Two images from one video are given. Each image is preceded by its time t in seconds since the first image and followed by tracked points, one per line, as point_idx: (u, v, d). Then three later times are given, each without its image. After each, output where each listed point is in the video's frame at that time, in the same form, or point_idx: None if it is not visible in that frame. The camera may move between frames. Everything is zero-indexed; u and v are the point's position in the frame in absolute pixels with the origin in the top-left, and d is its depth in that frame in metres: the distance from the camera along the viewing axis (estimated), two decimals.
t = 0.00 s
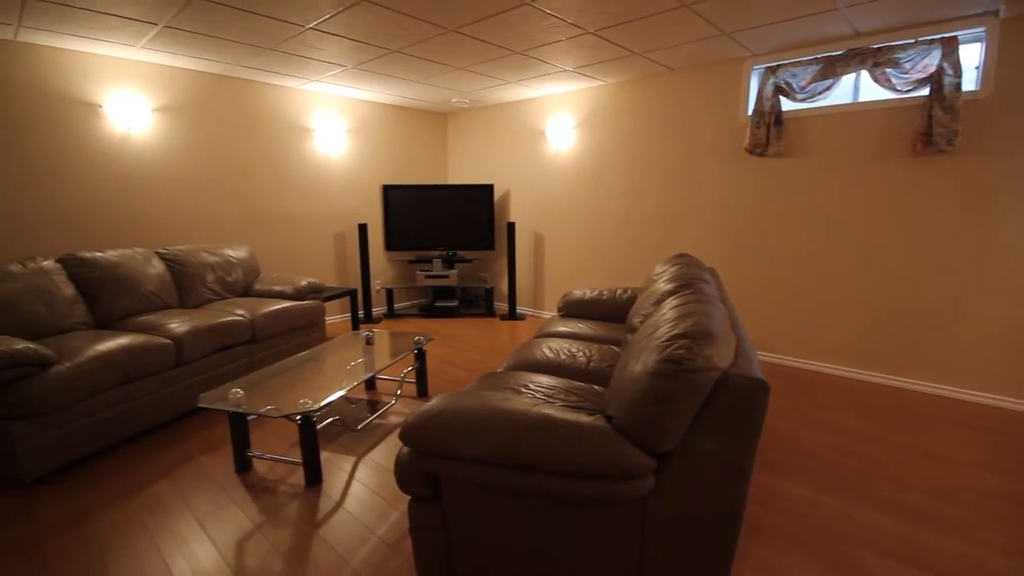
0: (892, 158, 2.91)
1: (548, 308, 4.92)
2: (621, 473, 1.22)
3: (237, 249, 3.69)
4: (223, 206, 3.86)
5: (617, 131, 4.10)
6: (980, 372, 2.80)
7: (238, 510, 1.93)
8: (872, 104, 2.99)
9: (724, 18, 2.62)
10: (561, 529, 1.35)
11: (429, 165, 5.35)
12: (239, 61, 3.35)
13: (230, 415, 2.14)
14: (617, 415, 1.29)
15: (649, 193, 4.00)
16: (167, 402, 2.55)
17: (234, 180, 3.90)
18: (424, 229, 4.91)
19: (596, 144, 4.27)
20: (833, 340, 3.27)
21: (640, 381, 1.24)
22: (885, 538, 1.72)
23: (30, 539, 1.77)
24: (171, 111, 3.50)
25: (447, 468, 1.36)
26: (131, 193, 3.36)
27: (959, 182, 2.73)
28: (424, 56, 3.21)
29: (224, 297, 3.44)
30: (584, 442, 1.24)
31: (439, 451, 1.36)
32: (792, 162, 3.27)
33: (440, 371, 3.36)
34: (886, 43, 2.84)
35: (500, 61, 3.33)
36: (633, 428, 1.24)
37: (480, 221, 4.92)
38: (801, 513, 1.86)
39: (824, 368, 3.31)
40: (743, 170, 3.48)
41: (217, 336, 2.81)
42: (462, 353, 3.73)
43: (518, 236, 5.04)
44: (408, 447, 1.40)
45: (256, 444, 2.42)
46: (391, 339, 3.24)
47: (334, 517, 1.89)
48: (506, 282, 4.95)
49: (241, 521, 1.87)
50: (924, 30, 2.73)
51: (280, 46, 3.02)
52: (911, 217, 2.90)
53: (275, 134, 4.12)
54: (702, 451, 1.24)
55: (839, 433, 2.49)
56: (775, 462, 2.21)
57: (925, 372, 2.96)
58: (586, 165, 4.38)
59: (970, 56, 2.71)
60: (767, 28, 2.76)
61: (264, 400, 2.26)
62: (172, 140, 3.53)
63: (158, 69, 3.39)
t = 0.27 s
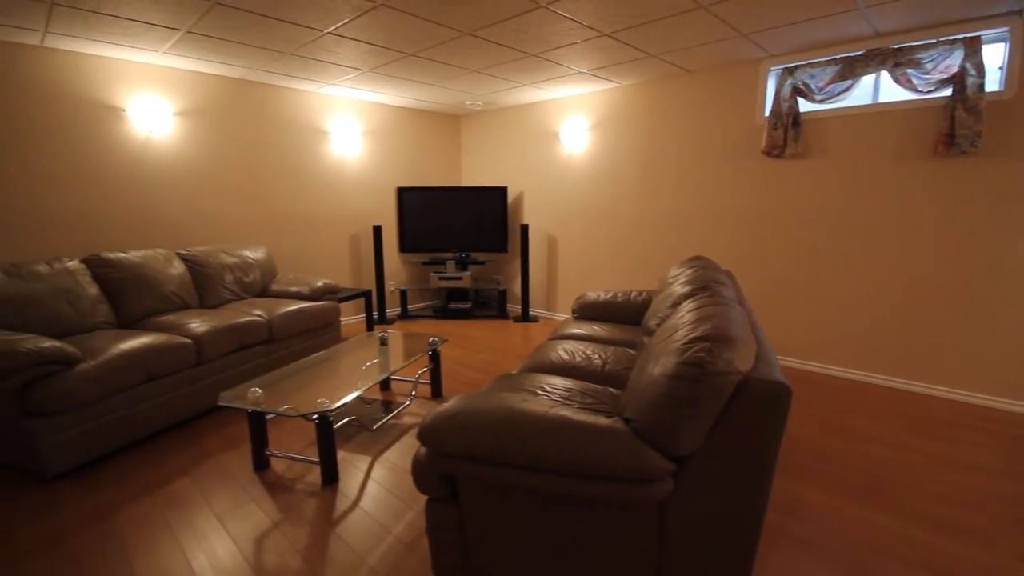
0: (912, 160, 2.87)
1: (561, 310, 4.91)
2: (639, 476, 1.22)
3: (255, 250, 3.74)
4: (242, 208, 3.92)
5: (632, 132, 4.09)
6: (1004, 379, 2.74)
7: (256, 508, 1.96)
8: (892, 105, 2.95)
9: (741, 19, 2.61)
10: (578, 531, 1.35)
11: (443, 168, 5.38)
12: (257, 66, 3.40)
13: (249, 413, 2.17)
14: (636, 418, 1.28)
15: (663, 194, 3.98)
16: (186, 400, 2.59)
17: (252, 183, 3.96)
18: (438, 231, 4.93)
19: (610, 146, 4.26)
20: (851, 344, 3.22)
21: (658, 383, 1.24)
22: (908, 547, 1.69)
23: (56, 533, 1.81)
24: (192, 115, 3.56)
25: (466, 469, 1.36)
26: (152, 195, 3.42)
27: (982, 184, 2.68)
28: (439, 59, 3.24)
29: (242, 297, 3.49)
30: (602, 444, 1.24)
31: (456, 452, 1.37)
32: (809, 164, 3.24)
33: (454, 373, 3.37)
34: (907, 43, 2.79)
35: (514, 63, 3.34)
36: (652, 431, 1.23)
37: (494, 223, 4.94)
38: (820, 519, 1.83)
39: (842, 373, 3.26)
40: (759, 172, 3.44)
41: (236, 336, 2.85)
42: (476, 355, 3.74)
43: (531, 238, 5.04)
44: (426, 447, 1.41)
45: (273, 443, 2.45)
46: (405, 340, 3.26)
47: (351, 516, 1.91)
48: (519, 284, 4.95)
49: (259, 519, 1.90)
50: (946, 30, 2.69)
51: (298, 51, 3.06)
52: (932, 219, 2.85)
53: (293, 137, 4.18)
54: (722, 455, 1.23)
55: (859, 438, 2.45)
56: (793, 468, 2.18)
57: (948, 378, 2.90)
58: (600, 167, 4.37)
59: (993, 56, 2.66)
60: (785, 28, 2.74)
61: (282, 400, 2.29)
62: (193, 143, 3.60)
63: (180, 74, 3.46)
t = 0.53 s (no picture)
0: (939, 159, 2.81)
1: (577, 311, 4.90)
2: (662, 478, 1.21)
3: (276, 250, 3.80)
4: (263, 208, 3.99)
5: (650, 133, 4.07)
6: None
7: (278, 503, 1.99)
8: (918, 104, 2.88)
9: (763, 17, 2.57)
10: (598, 531, 1.34)
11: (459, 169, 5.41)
12: (280, 68, 3.46)
13: (272, 410, 2.21)
14: (659, 419, 1.28)
15: (682, 195, 3.95)
16: (210, 397, 2.65)
17: (274, 183, 4.03)
18: (455, 231, 4.96)
19: (628, 146, 4.24)
20: (874, 347, 3.15)
21: (682, 385, 1.23)
22: (935, 555, 1.65)
23: (86, 524, 1.86)
24: (216, 117, 3.64)
25: (486, 468, 1.37)
26: (177, 196, 3.50)
27: (1012, 184, 2.61)
28: (458, 61, 3.25)
29: (263, 296, 3.55)
30: (624, 445, 1.24)
31: (477, 450, 1.37)
32: (833, 164, 3.18)
33: (471, 373, 3.39)
34: (934, 41, 2.73)
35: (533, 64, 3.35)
36: (675, 433, 1.22)
37: (510, 224, 4.94)
38: (844, 525, 1.80)
39: (864, 377, 3.20)
40: (780, 172, 3.40)
41: (258, 334, 2.90)
42: (492, 355, 3.75)
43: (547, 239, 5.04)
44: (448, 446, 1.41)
45: (294, 439, 2.49)
46: (422, 339, 3.29)
47: (370, 512, 1.93)
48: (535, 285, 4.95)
49: (281, 513, 1.93)
50: (975, 27, 2.63)
51: (320, 53, 3.11)
52: (960, 220, 2.78)
53: (313, 138, 4.24)
54: (746, 457, 1.22)
55: (884, 444, 2.40)
56: (815, 472, 2.15)
57: (975, 383, 2.83)
58: (617, 168, 4.35)
59: None
60: (808, 26, 2.69)
61: (303, 397, 2.32)
62: (216, 145, 3.67)
63: (205, 78, 3.54)
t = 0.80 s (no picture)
0: (966, 159, 2.74)
1: (592, 311, 4.88)
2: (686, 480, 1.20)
3: (295, 250, 3.86)
4: (283, 208, 4.05)
5: (668, 132, 4.04)
6: None
7: (298, 498, 2.02)
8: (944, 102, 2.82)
9: (785, 15, 2.54)
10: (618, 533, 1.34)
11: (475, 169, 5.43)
12: (301, 70, 3.51)
13: (292, 408, 2.24)
14: (681, 421, 1.27)
15: (699, 195, 3.91)
16: (232, 393, 2.70)
17: (293, 184, 4.09)
18: (470, 231, 4.98)
19: (645, 146, 4.21)
20: (897, 351, 3.09)
21: (704, 386, 1.22)
22: (963, 563, 1.61)
23: (114, 516, 1.91)
24: (238, 119, 3.70)
25: (507, 468, 1.37)
26: (200, 196, 3.57)
27: None
28: (475, 61, 3.26)
29: (283, 294, 3.60)
30: (646, 446, 1.23)
31: (497, 450, 1.38)
32: (855, 163, 3.12)
33: (487, 372, 3.40)
34: (961, 38, 2.67)
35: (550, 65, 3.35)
36: (698, 434, 1.22)
37: (526, 224, 4.94)
38: (868, 530, 1.77)
39: (887, 380, 3.14)
40: (801, 172, 3.35)
41: (278, 332, 2.95)
42: (508, 355, 3.76)
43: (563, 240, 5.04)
44: (468, 445, 1.42)
45: (313, 436, 2.53)
46: (439, 339, 3.31)
47: (389, 509, 1.95)
48: (550, 285, 4.94)
49: (302, 508, 1.96)
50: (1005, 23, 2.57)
51: (339, 55, 3.14)
52: (987, 221, 2.72)
53: (332, 139, 4.29)
54: (771, 460, 1.20)
55: (908, 448, 2.35)
56: (837, 477, 2.12)
57: (1003, 388, 2.76)
58: (634, 168, 4.33)
59: None
60: (830, 24, 2.65)
61: (322, 395, 2.36)
62: (238, 146, 3.73)
63: (227, 80, 3.61)
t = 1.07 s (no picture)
0: (997, 158, 2.67)
1: (609, 312, 4.86)
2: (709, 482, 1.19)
3: (315, 250, 3.91)
4: (304, 209, 4.11)
5: (686, 132, 4.00)
6: None
7: (319, 494, 2.05)
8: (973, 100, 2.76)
9: (808, 12, 2.50)
10: (639, 534, 1.34)
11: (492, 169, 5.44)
12: (322, 73, 3.56)
13: (313, 405, 2.27)
14: (704, 422, 1.26)
15: (719, 195, 3.87)
16: (254, 391, 2.74)
17: (313, 184, 4.14)
18: (487, 232, 5.00)
19: (663, 145, 4.18)
20: (923, 354, 3.02)
21: (729, 388, 1.21)
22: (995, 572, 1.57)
23: (141, 509, 1.96)
24: (260, 120, 3.76)
25: (527, 467, 1.38)
26: (223, 197, 3.64)
27: None
28: (493, 62, 3.27)
29: (303, 293, 3.65)
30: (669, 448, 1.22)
31: (517, 449, 1.38)
32: (880, 163, 3.05)
33: (504, 372, 3.40)
34: (992, 34, 2.62)
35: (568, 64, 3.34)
36: (722, 436, 1.20)
37: (542, 224, 4.94)
38: (894, 537, 1.73)
39: (913, 385, 3.06)
40: (823, 172, 3.29)
41: (298, 331, 2.99)
42: (524, 355, 3.76)
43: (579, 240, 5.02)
44: (488, 443, 1.43)
45: (333, 433, 2.56)
46: (456, 338, 3.32)
47: (408, 507, 1.97)
48: (567, 286, 4.93)
49: (323, 504, 1.99)
50: None
51: (359, 57, 3.17)
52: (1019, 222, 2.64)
53: (351, 140, 4.34)
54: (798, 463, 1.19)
55: (936, 454, 2.29)
56: (861, 482, 2.08)
57: None
58: (652, 168, 4.30)
59: None
60: (856, 20, 2.60)
61: (342, 393, 2.38)
62: (260, 147, 3.80)
63: (249, 82, 3.67)
